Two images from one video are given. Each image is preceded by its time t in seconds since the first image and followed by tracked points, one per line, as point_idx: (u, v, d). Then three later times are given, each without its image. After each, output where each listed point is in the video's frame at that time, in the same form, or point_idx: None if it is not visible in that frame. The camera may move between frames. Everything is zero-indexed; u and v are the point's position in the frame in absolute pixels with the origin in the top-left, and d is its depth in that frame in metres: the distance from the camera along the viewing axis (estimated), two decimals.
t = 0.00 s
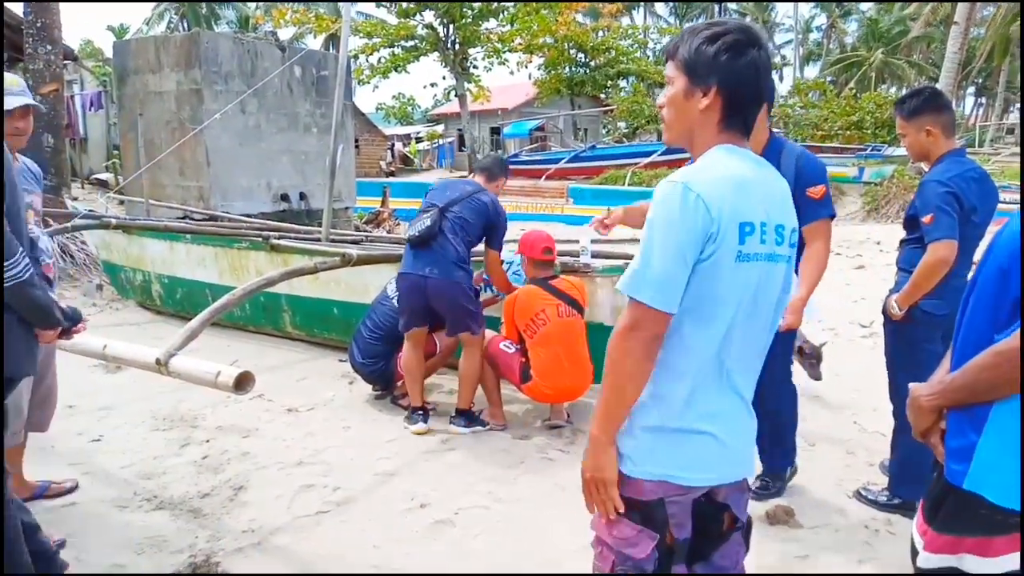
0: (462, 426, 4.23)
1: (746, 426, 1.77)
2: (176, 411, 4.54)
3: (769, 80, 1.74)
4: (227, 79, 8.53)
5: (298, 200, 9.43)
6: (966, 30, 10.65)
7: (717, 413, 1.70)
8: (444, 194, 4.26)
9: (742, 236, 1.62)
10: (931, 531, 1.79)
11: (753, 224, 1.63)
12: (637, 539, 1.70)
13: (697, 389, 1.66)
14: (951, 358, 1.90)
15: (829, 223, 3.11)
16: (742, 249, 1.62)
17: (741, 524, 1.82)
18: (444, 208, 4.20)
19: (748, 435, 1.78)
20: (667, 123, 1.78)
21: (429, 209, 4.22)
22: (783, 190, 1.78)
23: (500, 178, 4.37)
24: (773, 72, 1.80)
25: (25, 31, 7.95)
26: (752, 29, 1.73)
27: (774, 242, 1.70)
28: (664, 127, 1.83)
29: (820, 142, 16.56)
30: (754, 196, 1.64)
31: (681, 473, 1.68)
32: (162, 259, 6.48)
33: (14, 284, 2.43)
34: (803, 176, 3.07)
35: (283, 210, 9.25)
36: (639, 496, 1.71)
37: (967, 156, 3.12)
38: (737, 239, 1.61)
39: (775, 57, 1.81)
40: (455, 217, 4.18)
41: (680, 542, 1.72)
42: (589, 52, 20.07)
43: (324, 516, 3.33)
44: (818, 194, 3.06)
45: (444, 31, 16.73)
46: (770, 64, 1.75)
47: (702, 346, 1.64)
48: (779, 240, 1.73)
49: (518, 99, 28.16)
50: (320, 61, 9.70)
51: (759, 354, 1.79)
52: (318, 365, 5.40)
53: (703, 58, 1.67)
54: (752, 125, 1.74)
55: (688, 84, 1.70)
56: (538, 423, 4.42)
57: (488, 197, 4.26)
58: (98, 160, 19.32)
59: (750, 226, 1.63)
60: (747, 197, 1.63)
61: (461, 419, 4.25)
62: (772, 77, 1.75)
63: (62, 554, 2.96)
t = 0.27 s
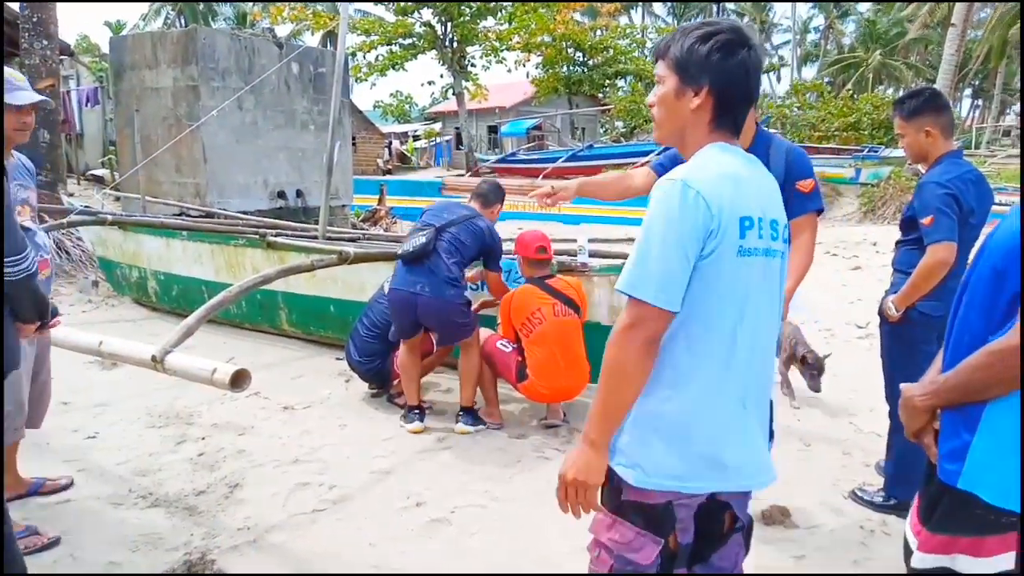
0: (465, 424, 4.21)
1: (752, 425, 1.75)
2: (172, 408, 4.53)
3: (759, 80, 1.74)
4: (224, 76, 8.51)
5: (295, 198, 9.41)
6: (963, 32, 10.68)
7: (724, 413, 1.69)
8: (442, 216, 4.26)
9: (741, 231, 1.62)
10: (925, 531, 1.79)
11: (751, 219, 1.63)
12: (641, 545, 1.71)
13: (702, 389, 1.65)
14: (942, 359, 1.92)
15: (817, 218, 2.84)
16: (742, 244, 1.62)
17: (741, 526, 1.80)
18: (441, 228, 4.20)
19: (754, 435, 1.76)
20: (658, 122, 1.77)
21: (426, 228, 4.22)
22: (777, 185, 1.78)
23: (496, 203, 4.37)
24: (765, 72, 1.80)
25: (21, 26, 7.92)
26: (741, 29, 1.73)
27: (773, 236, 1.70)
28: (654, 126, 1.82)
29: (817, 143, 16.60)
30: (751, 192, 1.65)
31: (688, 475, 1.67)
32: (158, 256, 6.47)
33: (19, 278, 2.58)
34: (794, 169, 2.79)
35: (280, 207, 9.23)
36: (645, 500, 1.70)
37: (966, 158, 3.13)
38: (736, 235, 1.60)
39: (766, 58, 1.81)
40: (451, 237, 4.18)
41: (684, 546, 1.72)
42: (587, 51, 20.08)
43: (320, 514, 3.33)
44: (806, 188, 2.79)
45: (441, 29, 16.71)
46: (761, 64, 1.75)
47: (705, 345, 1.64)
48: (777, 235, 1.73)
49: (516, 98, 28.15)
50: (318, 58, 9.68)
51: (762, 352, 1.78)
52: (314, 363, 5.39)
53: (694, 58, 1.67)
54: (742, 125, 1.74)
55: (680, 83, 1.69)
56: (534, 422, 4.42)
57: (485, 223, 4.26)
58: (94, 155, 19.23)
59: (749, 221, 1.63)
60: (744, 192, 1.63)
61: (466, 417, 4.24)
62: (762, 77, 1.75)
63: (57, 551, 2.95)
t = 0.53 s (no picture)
0: (465, 428, 4.21)
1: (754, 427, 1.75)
2: (172, 412, 4.53)
3: (754, 84, 1.75)
4: (225, 80, 8.52)
5: (295, 201, 9.42)
6: (962, 36, 10.71)
7: (728, 416, 1.68)
8: (446, 260, 4.27)
9: (744, 230, 1.62)
10: (932, 538, 1.79)
11: (753, 218, 1.63)
12: (649, 552, 1.69)
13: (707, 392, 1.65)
14: (942, 362, 1.94)
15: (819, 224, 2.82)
16: (745, 243, 1.62)
17: (750, 533, 1.84)
18: (446, 271, 4.21)
19: (756, 436, 1.77)
20: (656, 130, 1.77)
21: (431, 271, 4.23)
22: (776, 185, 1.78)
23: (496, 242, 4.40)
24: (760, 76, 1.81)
25: (22, 30, 7.93)
26: (734, 35, 1.75)
27: (775, 236, 1.70)
28: (653, 135, 1.82)
29: (817, 147, 16.61)
30: (752, 191, 1.65)
31: (696, 480, 1.66)
32: (159, 260, 6.47)
33: None
34: (792, 173, 2.79)
35: (281, 211, 9.25)
36: (656, 506, 1.69)
37: (965, 162, 3.13)
38: (739, 233, 1.60)
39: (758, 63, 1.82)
40: (457, 281, 4.19)
41: (692, 554, 1.72)
42: (587, 55, 20.12)
43: (321, 518, 3.33)
44: (807, 193, 2.79)
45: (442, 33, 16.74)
46: (754, 69, 1.76)
47: (711, 346, 1.63)
48: (779, 235, 1.73)
49: (516, 102, 28.20)
50: (318, 63, 9.70)
51: (763, 353, 1.78)
52: (315, 367, 5.40)
53: (693, 64, 1.67)
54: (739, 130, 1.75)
55: (680, 90, 1.69)
56: (535, 426, 4.41)
57: (489, 265, 4.30)
58: (95, 159, 19.21)
59: (751, 220, 1.63)
60: (746, 192, 1.63)
61: (467, 422, 4.24)
62: (756, 82, 1.77)
63: (57, 556, 2.95)
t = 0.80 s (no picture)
0: (469, 427, 4.20)
1: (759, 426, 1.76)
2: (176, 410, 4.54)
3: (756, 81, 1.75)
4: (228, 78, 8.53)
5: (298, 200, 9.44)
6: (967, 33, 10.68)
7: (737, 415, 1.69)
8: (448, 289, 4.22)
9: (753, 228, 1.62)
10: (942, 539, 1.82)
11: (761, 216, 1.64)
12: (658, 555, 1.68)
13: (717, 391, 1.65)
14: (945, 363, 1.94)
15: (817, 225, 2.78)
16: (754, 241, 1.62)
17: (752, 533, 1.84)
18: (451, 303, 4.18)
19: (761, 435, 1.77)
20: (660, 131, 1.76)
21: (435, 303, 4.19)
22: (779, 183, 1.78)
23: (490, 261, 4.34)
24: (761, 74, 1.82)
25: (26, 29, 7.94)
26: (734, 32, 1.75)
27: (780, 234, 1.71)
28: (655, 136, 1.81)
29: (821, 145, 16.58)
30: (759, 189, 1.65)
31: (706, 480, 1.66)
32: (162, 259, 6.49)
33: None
34: (793, 173, 2.75)
35: (284, 210, 9.26)
36: (664, 507, 1.68)
37: (969, 160, 3.13)
38: (748, 232, 1.61)
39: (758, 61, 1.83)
40: (462, 312, 4.17)
41: (700, 556, 1.71)
42: (590, 53, 20.10)
43: (324, 516, 3.33)
44: (808, 192, 2.73)
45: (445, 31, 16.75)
46: (754, 66, 1.77)
47: (721, 344, 1.63)
48: (784, 234, 1.74)
49: (519, 100, 28.19)
50: (322, 61, 9.71)
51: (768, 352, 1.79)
52: (318, 365, 5.40)
53: (698, 62, 1.67)
54: (742, 129, 1.75)
55: (685, 89, 1.69)
56: (539, 425, 4.42)
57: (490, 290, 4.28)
58: (99, 157, 19.22)
59: (759, 218, 1.63)
60: (754, 190, 1.64)
61: (471, 420, 4.23)
62: (757, 79, 1.77)
63: (62, 553, 2.96)
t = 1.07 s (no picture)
0: (463, 425, 4.19)
1: (752, 427, 1.76)
2: (169, 409, 4.52)
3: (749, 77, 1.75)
4: (222, 75, 8.50)
5: (293, 197, 9.42)
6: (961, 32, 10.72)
7: (731, 416, 1.69)
8: (447, 308, 4.18)
9: (750, 229, 1.62)
10: (937, 536, 1.82)
11: (757, 217, 1.64)
12: (647, 556, 1.68)
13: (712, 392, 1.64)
14: (936, 363, 1.95)
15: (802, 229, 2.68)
16: (750, 242, 1.62)
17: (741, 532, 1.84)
18: (451, 323, 4.14)
19: (753, 437, 1.77)
20: (653, 129, 1.74)
21: (435, 324, 4.14)
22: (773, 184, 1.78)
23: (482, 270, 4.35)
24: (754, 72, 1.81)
25: (18, 25, 7.89)
26: (729, 31, 1.75)
27: (775, 235, 1.71)
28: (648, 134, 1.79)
29: (816, 143, 16.63)
30: (755, 190, 1.65)
31: (699, 481, 1.65)
32: (156, 257, 6.46)
33: None
34: (780, 171, 2.69)
35: (278, 207, 9.24)
36: (653, 508, 1.68)
37: (963, 159, 3.13)
38: (745, 233, 1.61)
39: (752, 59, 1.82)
40: (462, 333, 4.14)
41: (690, 556, 1.71)
42: (585, 51, 20.10)
43: (318, 515, 3.32)
44: (790, 194, 2.65)
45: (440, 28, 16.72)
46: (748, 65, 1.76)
47: (717, 345, 1.63)
48: (778, 236, 1.74)
49: (514, 98, 28.17)
50: (316, 58, 9.68)
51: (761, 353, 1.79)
52: (313, 363, 5.39)
53: (693, 59, 1.66)
54: (736, 128, 1.75)
55: (679, 88, 1.68)
56: (533, 423, 4.41)
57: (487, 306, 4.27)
58: (92, 154, 19.11)
59: (756, 218, 1.63)
60: (751, 191, 1.63)
61: (466, 419, 4.23)
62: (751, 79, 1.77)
63: (54, 552, 2.94)
